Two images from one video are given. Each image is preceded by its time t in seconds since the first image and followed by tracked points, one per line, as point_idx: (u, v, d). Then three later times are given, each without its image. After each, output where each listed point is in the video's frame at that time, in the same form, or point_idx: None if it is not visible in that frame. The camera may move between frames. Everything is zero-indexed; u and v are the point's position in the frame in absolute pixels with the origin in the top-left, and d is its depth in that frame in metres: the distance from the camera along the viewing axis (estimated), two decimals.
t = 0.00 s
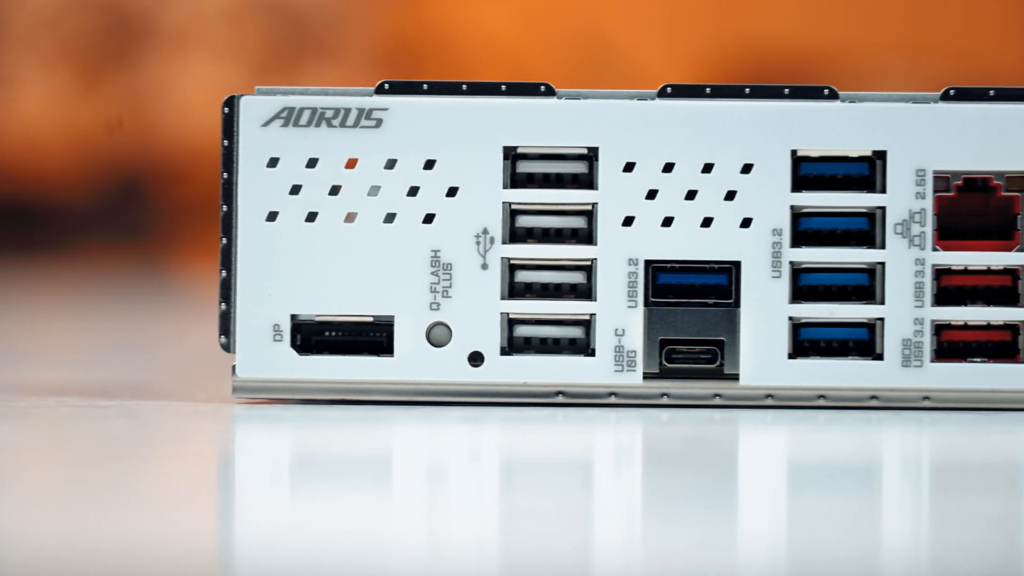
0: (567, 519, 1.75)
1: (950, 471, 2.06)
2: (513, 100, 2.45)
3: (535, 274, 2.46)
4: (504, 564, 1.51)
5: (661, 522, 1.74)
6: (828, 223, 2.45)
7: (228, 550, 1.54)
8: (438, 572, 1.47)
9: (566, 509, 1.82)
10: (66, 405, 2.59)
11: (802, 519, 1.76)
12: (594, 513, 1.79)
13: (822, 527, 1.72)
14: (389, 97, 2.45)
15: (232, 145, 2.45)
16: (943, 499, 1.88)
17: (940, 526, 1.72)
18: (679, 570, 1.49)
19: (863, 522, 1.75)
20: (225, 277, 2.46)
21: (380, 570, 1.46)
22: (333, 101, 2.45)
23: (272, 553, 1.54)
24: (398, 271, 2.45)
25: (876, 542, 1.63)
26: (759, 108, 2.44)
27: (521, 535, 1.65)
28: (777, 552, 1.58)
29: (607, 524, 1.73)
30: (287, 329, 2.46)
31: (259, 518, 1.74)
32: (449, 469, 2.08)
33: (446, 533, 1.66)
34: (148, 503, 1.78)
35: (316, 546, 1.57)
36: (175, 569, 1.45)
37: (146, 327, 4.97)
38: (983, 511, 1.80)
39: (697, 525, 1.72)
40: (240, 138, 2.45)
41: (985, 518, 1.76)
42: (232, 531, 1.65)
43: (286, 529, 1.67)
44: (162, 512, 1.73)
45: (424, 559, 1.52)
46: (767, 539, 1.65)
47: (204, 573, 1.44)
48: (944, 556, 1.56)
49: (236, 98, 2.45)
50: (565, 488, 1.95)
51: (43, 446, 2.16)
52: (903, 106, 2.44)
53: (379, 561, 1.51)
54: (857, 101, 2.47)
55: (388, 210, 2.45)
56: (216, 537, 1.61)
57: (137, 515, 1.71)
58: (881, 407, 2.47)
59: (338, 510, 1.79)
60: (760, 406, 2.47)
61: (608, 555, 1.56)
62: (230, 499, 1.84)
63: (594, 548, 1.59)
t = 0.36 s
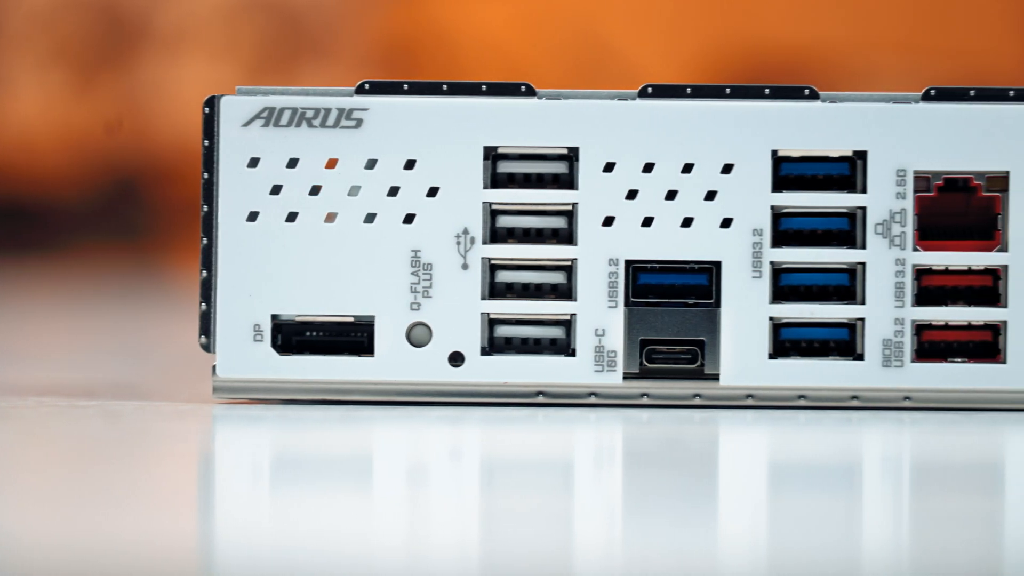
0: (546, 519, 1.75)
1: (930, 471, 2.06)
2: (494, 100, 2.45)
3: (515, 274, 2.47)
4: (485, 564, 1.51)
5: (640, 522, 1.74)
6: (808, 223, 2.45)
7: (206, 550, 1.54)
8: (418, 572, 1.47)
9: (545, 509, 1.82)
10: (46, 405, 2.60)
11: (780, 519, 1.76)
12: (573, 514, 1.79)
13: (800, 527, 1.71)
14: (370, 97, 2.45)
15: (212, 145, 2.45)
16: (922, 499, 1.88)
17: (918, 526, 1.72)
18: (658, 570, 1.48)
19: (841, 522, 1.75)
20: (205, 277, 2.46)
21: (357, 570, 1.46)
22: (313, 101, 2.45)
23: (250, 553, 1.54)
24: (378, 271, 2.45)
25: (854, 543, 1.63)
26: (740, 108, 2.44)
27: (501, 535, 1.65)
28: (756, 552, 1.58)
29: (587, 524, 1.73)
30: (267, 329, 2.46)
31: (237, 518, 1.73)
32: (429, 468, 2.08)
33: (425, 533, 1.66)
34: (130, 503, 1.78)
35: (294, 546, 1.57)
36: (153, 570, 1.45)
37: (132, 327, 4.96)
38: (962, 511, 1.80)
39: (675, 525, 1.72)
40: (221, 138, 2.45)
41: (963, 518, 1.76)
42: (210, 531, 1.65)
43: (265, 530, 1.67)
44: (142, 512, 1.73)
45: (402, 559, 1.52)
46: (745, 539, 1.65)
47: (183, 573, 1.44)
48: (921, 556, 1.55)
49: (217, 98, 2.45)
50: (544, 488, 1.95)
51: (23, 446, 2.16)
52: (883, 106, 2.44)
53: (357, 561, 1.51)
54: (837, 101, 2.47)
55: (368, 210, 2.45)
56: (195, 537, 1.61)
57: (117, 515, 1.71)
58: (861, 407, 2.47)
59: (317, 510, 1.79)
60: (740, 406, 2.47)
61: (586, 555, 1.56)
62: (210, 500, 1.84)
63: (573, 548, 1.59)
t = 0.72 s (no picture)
0: (526, 520, 1.75)
1: (910, 471, 2.06)
2: (474, 100, 2.45)
3: (496, 274, 2.46)
4: (466, 564, 1.51)
5: (620, 523, 1.74)
6: (789, 223, 2.45)
7: (186, 550, 1.54)
8: (399, 572, 1.47)
9: (526, 509, 1.82)
10: (26, 405, 2.59)
11: (760, 520, 1.76)
12: (553, 514, 1.79)
13: (779, 527, 1.71)
14: (351, 97, 2.46)
15: (193, 145, 2.45)
16: (902, 499, 1.88)
17: (897, 526, 1.72)
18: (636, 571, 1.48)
19: (820, 522, 1.75)
20: (186, 277, 2.46)
21: (335, 570, 1.46)
22: (294, 101, 2.46)
23: (229, 553, 1.54)
24: (359, 271, 2.45)
25: (833, 542, 1.63)
26: (720, 108, 2.44)
27: (481, 535, 1.65)
28: (735, 552, 1.58)
29: (568, 524, 1.73)
30: (248, 329, 2.46)
31: (217, 518, 1.73)
32: (410, 468, 2.08)
33: (406, 533, 1.66)
34: (111, 504, 1.78)
35: (273, 546, 1.57)
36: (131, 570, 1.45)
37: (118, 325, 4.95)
38: (941, 510, 1.80)
39: (655, 525, 1.72)
40: (201, 138, 2.45)
41: (942, 518, 1.76)
42: (189, 531, 1.65)
43: (244, 530, 1.67)
44: (122, 512, 1.73)
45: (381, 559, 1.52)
46: (724, 539, 1.65)
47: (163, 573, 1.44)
48: (899, 556, 1.55)
49: (198, 98, 2.45)
50: (525, 488, 1.95)
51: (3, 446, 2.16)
52: (864, 106, 2.44)
53: (335, 561, 1.51)
54: (817, 101, 2.47)
55: (349, 210, 2.45)
56: (175, 537, 1.61)
57: (97, 516, 1.70)
58: (842, 407, 2.47)
59: (296, 510, 1.79)
60: (721, 406, 2.47)
61: (566, 555, 1.56)
62: (191, 500, 1.84)
63: (553, 548, 1.59)
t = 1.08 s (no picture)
0: (506, 520, 1.75)
1: (890, 471, 2.06)
2: (454, 101, 2.44)
3: (477, 274, 2.47)
4: (446, 564, 1.51)
5: (600, 522, 1.74)
6: (769, 223, 2.45)
7: (165, 550, 1.54)
8: (379, 572, 1.47)
9: (506, 509, 1.82)
10: (6, 405, 2.59)
11: (739, 520, 1.76)
12: (533, 514, 1.79)
13: (757, 527, 1.71)
14: (331, 97, 2.46)
15: (173, 145, 2.45)
16: (882, 499, 1.88)
17: (876, 526, 1.72)
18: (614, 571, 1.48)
19: (799, 522, 1.74)
20: (166, 277, 2.46)
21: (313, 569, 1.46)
22: (274, 101, 2.46)
23: (208, 553, 1.54)
24: (340, 271, 2.45)
25: (811, 542, 1.63)
26: (700, 109, 2.44)
27: (460, 535, 1.65)
28: (714, 552, 1.58)
29: (548, 524, 1.73)
30: (228, 329, 2.46)
31: (196, 517, 1.73)
32: (390, 468, 2.08)
33: (385, 533, 1.66)
34: (92, 504, 1.78)
35: (253, 546, 1.57)
36: (110, 571, 1.45)
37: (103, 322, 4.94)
38: (920, 510, 1.80)
39: (635, 526, 1.72)
40: (181, 138, 2.45)
41: (921, 518, 1.76)
42: (168, 531, 1.65)
43: (224, 530, 1.67)
44: (101, 512, 1.73)
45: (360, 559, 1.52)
46: (703, 539, 1.64)
47: (142, 573, 1.44)
48: (876, 556, 1.55)
49: (178, 98, 2.45)
50: (505, 488, 1.95)
51: None
52: (844, 106, 2.44)
53: (313, 561, 1.51)
54: (798, 101, 2.47)
55: (329, 210, 2.45)
56: (155, 537, 1.61)
57: (77, 516, 1.70)
58: (822, 407, 2.47)
59: (275, 510, 1.79)
60: (702, 407, 2.47)
61: (544, 555, 1.56)
62: (171, 500, 1.84)
63: (532, 548, 1.59)
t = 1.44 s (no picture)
0: (486, 520, 1.75)
1: (871, 471, 2.06)
2: (435, 100, 2.44)
3: (457, 274, 2.47)
4: (426, 564, 1.51)
5: (581, 523, 1.74)
6: (750, 223, 2.45)
7: (146, 550, 1.54)
8: (360, 572, 1.47)
9: (486, 509, 1.81)
10: None
11: (719, 520, 1.76)
12: (514, 514, 1.79)
13: (737, 528, 1.71)
14: (312, 97, 2.46)
15: (154, 145, 2.46)
16: (863, 499, 1.88)
17: (857, 526, 1.72)
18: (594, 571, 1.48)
19: (779, 522, 1.74)
20: (147, 277, 2.46)
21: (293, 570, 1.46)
22: (255, 101, 2.46)
23: (188, 553, 1.54)
24: (320, 271, 2.45)
25: (791, 542, 1.62)
26: (681, 109, 2.44)
27: (440, 535, 1.65)
28: (695, 553, 1.57)
29: (529, 524, 1.73)
30: (209, 329, 2.46)
31: (176, 517, 1.73)
32: (371, 468, 2.08)
33: (366, 532, 1.67)
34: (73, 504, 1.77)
35: (234, 546, 1.57)
36: (89, 572, 1.44)
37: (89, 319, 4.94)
38: (901, 510, 1.80)
39: (616, 525, 1.72)
40: (163, 138, 2.45)
41: (901, 518, 1.76)
42: (148, 531, 1.65)
43: (203, 530, 1.67)
44: (81, 512, 1.72)
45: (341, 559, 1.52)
46: (684, 540, 1.64)
47: (121, 573, 1.43)
48: (856, 557, 1.55)
49: (159, 98, 2.45)
50: (486, 488, 1.94)
51: None
52: (824, 106, 2.44)
53: (293, 561, 1.51)
54: (778, 101, 2.47)
55: (310, 210, 2.45)
56: (136, 538, 1.61)
57: (59, 517, 1.70)
58: (803, 407, 2.47)
59: (256, 510, 1.79)
60: (682, 407, 2.47)
61: (525, 555, 1.56)
62: (152, 500, 1.84)
63: (513, 548, 1.59)
